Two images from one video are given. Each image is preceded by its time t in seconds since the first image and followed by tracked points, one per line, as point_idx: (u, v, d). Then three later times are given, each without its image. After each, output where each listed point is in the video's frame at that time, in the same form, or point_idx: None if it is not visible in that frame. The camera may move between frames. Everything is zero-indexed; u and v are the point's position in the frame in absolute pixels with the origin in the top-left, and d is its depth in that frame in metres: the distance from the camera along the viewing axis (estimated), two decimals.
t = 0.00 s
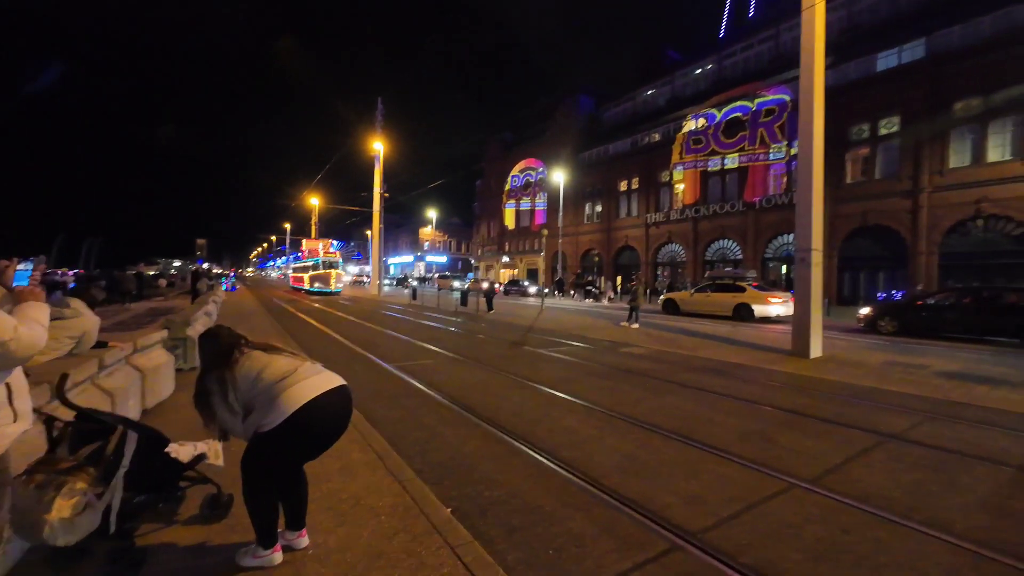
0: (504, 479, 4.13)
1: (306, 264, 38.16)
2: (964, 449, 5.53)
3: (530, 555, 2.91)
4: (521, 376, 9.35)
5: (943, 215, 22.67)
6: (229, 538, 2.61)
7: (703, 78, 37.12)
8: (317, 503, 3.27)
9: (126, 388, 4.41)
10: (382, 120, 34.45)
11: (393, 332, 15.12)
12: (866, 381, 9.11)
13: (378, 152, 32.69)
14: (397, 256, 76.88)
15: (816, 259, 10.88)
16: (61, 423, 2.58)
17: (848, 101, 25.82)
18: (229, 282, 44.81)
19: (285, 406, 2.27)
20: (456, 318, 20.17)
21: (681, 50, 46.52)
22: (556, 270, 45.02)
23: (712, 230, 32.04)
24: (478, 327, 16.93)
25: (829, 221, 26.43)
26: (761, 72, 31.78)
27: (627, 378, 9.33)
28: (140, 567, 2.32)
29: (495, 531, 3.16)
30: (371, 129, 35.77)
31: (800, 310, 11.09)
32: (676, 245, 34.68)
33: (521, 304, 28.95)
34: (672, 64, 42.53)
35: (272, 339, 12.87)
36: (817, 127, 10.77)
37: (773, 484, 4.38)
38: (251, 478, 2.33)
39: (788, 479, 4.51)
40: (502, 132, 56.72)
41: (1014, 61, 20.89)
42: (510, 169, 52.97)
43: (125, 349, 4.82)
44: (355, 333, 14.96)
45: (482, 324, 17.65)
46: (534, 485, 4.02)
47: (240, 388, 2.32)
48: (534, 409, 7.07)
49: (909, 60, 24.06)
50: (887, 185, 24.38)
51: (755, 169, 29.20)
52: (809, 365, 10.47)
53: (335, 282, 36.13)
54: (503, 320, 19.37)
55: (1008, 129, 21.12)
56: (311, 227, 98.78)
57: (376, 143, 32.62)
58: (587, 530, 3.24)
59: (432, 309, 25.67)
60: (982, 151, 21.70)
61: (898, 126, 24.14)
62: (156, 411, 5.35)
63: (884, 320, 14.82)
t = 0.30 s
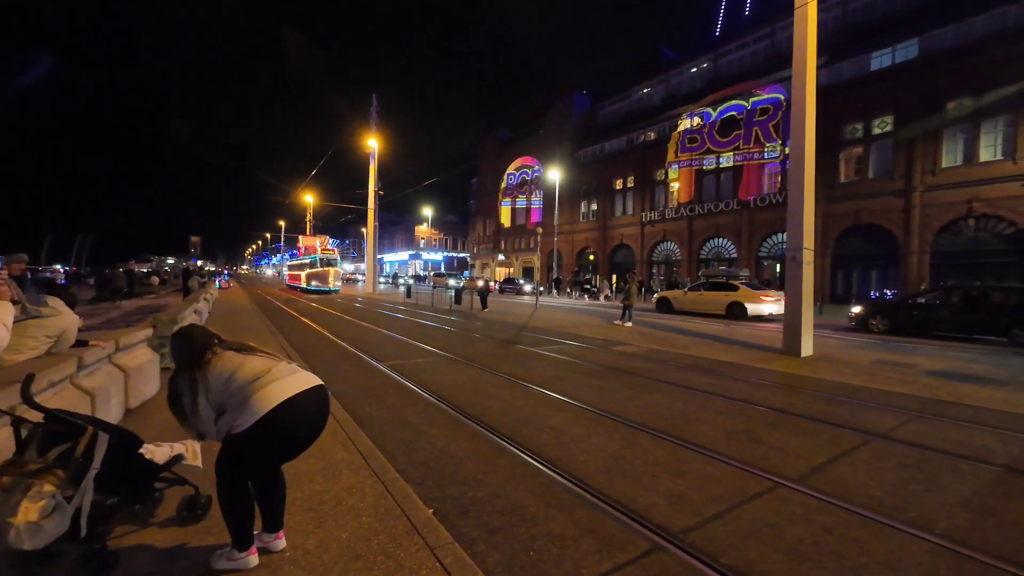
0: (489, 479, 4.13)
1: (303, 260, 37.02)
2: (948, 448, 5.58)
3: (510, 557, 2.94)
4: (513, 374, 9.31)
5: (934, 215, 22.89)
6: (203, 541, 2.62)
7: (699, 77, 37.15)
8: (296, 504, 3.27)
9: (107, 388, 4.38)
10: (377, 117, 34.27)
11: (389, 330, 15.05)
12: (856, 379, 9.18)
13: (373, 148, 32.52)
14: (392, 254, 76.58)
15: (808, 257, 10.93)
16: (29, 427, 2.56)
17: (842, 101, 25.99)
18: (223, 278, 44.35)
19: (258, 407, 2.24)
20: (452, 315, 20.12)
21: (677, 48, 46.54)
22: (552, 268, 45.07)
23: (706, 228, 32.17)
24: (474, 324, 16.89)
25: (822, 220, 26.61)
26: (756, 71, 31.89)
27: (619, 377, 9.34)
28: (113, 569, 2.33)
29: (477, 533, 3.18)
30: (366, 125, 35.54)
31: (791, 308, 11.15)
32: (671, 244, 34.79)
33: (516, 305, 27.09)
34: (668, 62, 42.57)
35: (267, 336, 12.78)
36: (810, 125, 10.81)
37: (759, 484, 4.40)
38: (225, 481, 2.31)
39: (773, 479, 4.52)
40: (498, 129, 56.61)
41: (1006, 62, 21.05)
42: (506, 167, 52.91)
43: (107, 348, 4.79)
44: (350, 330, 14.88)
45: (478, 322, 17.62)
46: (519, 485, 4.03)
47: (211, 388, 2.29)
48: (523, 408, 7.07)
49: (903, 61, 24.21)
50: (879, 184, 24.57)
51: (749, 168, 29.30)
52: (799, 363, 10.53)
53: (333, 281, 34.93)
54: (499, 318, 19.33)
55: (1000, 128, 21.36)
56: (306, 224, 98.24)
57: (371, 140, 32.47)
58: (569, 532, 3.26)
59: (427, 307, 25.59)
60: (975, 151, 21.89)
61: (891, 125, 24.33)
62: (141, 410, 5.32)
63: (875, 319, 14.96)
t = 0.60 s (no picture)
0: (481, 479, 4.13)
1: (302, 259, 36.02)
2: (937, 448, 5.62)
3: (500, 558, 2.95)
4: (508, 375, 9.30)
5: (928, 216, 23.04)
6: (190, 545, 2.63)
7: (695, 78, 37.19)
8: (284, 506, 3.26)
9: (96, 390, 4.35)
10: (373, 115, 34.13)
11: (385, 329, 15.00)
12: (850, 379, 9.21)
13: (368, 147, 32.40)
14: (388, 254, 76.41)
15: (802, 257, 10.98)
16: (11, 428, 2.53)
17: (836, 102, 26.13)
18: (217, 278, 44.00)
19: (247, 411, 2.23)
20: (449, 315, 20.10)
21: (673, 49, 46.61)
22: (548, 268, 45.12)
23: (702, 228, 32.28)
24: (471, 324, 16.87)
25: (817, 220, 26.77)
26: (752, 71, 31.98)
27: (614, 376, 9.35)
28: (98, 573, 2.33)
29: (467, 534, 3.19)
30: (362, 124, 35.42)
31: (785, 307, 11.19)
32: (667, 244, 34.90)
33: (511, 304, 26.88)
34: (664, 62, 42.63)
35: (262, 336, 12.72)
36: (804, 125, 10.85)
37: (750, 484, 4.42)
38: (210, 484, 2.29)
39: (764, 479, 4.54)
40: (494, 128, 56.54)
41: (998, 64, 21.20)
42: (502, 167, 52.90)
43: (96, 349, 4.75)
44: (346, 330, 14.82)
45: (476, 321, 17.58)
46: (510, 485, 4.03)
47: (197, 392, 2.26)
48: (517, 408, 7.06)
49: (896, 62, 24.36)
50: (873, 185, 24.72)
51: (745, 168, 29.40)
52: (793, 363, 10.59)
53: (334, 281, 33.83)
54: (494, 318, 19.31)
55: (992, 129, 21.52)
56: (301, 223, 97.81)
57: (367, 139, 32.35)
58: (558, 533, 3.27)
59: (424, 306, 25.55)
60: (967, 152, 22.02)
61: (885, 126, 24.49)
62: (131, 412, 5.27)
63: (869, 319, 15.07)
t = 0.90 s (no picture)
0: (475, 479, 4.12)
1: (301, 259, 34.98)
2: (930, 447, 5.64)
3: (492, 558, 2.95)
4: (503, 375, 9.29)
5: (921, 216, 23.16)
6: (182, 546, 2.62)
7: (691, 78, 37.24)
8: (275, 506, 3.25)
9: (86, 390, 4.32)
10: (369, 115, 34.04)
11: (382, 329, 14.99)
12: (844, 378, 9.25)
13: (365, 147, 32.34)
14: (385, 253, 76.29)
15: (797, 257, 11.02)
16: None
17: (830, 103, 26.25)
18: (213, 278, 43.67)
19: (243, 412, 2.22)
20: (445, 315, 20.06)
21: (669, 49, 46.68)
22: (545, 267, 45.18)
23: (697, 228, 32.37)
24: (467, 324, 16.85)
25: (811, 220, 26.90)
26: (747, 72, 32.06)
27: (610, 377, 9.36)
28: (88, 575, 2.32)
29: (462, 535, 3.19)
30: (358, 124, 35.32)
31: (779, 307, 11.24)
32: (663, 244, 34.96)
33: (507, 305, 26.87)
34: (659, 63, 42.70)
35: (257, 337, 12.66)
36: (797, 126, 10.89)
37: (744, 484, 4.43)
38: (206, 486, 2.28)
39: (759, 479, 4.54)
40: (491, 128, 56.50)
41: (990, 65, 21.33)
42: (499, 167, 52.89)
43: (86, 350, 4.72)
44: (342, 331, 14.79)
45: (471, 322, 17.55)
46: (506, 486, 4.02)
47: (187, 396, 2.24)
48: (512, 408, 7.06)
49: (890, 64, 24.48)
50: (867, 186, 24.85)
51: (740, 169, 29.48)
52: (788, 363, 10.62)
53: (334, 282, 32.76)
54: (490, 318, 19.29)
55: (984, 131, 21.67)
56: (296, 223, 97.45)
57: (363, 138, 32.29)
58: (552, 533, 3.27)
59: (419, 306, 25.51)
60: (959, 153, 22.20)
61: (878, 128, 24.62)
62: (122, 412, 5.23)
63: (863, 319, 15.12)
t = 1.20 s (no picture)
0: (469, 480, 4.10)
1: (298, 258, 33.73)
2: (921, 446, 5.68)
3: (487, 560, 2.93)
4: (497, 375, 9.26)
5: (912, 217, 23.32)
6: (172, 550, 2.59)
7: (686, 79, 37.31)
8: (267, 509, 3.21)
9: (74, 391, 4.27)
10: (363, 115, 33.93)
11: (375, 330, 14.92)
12: (836, 378, 9.29)
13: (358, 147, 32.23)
14: (379, 253, 76.05)
15: (790, 258, 11.06)
16: None
17: (823, 105, 26.40)
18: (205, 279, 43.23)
19: (234, 416, 2.20)
20: (439, 315, 20.01)
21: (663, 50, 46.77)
22: (539, 268, 45.21)
23: (692, 229, 32.45)
24: (461, 325, 16.80)
25: (804, 221, 27.03)
26: (741, 74, 32.18)
27: (604, 377, 9.36)
28: None
29: (456, 535, 3.17)
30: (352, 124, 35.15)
31: (772, 308, 11.28)
32: (657, 244, 35.05)
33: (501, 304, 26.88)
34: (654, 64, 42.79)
35: (248, 337, 12.57)
36: (790, 128, 10.92)
37: (738, 483, 4.43)
38: (198, 490, 2.26)
39: (753, 478, 4.54)
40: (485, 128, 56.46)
41: (980, 68, 21.50)
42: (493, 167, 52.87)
43: (73, 351, 4.67)
44: (335, 331, 14.71)
45: (466, 322, 17.51)
46: (500, 486, 3.99)
47: (172, 403, 2.19)
48: (506, 408, 7.04)
49: (881, 66, 24.66)
50: (859, 187, 25.01)
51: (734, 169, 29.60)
52: (781, 363, 10.66)
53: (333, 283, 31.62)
54: (484, 318, 19.25)
55: (973, 134, 21.88)
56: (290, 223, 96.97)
57: (357, 138, 32.19)
58: (547, 533, 3.25)
59: (413, 307, 25.42)
60: (949, 155, 22.39)
61: (870, 130, 24.79)
62: (112, 414, 5.18)
63: (854, 318, 15.20)
